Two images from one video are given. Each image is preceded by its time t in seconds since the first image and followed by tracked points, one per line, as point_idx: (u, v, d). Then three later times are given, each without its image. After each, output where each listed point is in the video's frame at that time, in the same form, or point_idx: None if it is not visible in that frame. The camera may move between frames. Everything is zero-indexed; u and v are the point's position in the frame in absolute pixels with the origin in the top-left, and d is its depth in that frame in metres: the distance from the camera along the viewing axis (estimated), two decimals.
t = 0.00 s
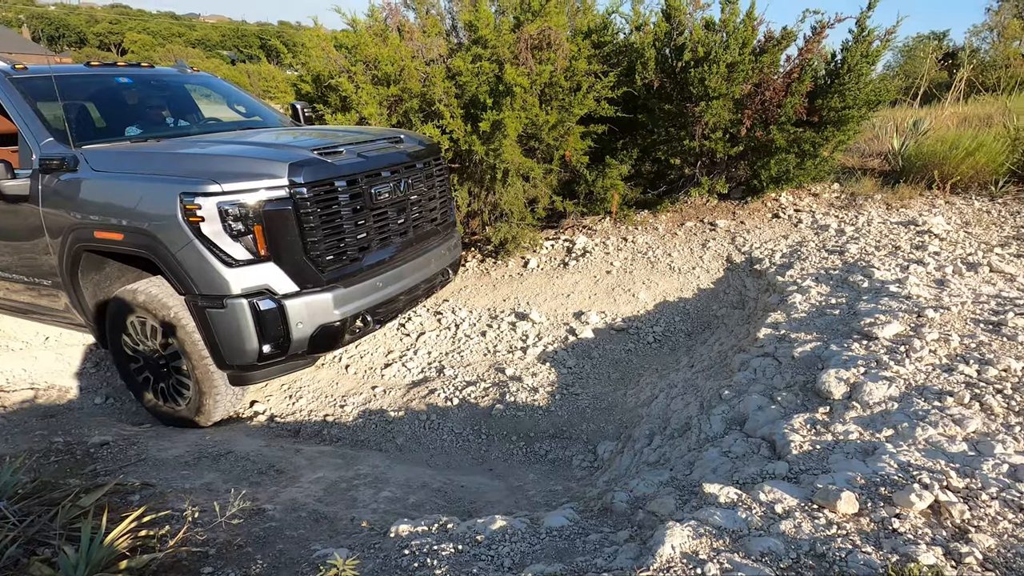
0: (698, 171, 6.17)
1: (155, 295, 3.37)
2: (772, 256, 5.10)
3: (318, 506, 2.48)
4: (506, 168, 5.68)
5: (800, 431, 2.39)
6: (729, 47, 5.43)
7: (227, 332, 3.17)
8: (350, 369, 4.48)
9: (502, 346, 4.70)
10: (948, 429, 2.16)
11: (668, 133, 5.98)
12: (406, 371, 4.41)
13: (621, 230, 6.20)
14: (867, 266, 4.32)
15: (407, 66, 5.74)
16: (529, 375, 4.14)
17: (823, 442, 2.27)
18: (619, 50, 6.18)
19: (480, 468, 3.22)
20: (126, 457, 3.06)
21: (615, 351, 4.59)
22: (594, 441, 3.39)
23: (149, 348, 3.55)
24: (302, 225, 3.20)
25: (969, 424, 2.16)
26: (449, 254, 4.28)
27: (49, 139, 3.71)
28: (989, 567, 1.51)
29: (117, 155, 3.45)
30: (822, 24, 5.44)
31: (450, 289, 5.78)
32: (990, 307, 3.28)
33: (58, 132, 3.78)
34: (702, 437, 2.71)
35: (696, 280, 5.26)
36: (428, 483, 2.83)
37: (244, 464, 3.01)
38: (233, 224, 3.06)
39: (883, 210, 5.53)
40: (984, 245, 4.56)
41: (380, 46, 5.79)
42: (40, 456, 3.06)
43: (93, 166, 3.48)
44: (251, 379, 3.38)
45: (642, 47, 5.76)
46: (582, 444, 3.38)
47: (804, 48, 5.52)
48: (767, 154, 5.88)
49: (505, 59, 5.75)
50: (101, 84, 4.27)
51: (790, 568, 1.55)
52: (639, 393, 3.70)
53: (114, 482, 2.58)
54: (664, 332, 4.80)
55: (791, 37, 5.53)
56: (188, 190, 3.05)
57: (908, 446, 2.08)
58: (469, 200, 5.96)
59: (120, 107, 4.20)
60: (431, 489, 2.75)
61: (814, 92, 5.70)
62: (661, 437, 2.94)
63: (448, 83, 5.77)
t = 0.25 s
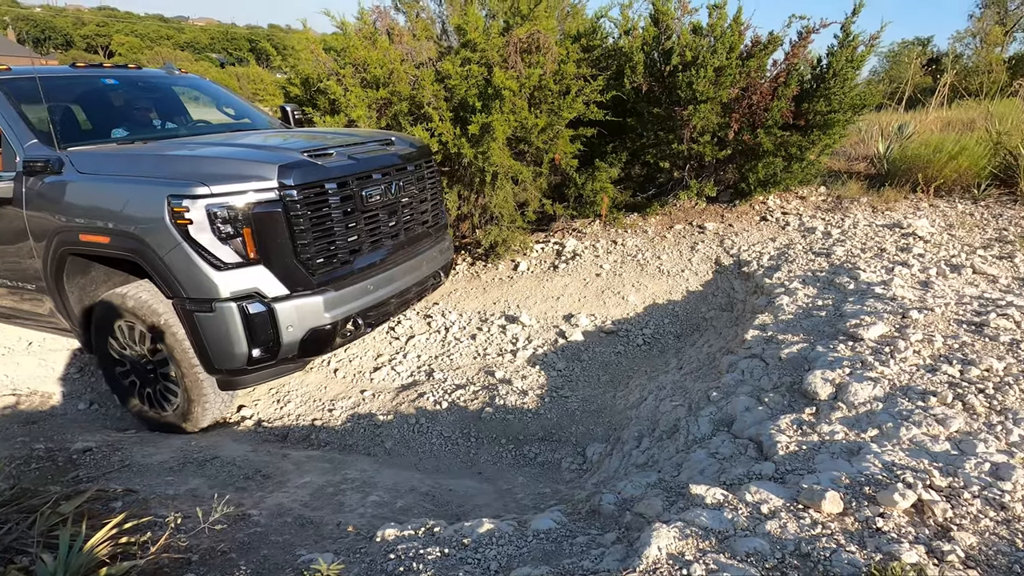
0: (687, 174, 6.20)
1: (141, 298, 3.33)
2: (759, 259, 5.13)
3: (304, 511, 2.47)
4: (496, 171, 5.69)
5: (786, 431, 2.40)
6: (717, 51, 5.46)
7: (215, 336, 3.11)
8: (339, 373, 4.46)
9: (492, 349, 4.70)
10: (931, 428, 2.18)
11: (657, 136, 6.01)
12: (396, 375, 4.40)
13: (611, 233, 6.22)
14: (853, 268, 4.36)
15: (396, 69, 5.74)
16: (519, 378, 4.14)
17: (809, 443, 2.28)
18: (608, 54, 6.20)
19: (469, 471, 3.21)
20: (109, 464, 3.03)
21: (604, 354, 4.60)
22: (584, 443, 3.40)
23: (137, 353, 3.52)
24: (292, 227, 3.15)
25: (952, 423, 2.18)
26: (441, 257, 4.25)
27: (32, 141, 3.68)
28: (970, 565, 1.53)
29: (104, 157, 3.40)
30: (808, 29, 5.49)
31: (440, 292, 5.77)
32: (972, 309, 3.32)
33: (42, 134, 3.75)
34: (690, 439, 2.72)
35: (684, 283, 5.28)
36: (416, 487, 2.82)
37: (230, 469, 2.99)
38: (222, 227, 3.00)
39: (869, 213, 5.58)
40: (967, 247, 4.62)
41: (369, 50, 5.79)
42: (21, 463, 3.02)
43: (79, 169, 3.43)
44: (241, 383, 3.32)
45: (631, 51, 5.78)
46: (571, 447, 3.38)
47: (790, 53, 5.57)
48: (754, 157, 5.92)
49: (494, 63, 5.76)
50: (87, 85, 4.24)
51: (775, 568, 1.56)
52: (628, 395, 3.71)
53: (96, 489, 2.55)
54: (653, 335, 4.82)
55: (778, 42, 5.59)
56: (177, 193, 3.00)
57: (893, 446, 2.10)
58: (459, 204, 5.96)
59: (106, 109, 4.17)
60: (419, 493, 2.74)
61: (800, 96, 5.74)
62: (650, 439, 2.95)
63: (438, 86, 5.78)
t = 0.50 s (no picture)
0: (675, 179, 6.24)
1: (132, 304, 3.30)
2: (748, 263, 5.17)
3: (292, 518, 2.47)
4: (486, 176, 5.71)
5: (772, 434, 2.43)
6: (705, 57, 5.51)
7: (208, 342, 3.08)
8: (329, 379, 4.46)
9: (482, 354, 4.71)
10: (914, 430, 2.22)
11: (646, 141, 6.05)
12: (386, 380, 4.40)
13: (601, 237, 6.25)
14: (839, 272, 4.41)
15: (386, 74, 5.76)
16: (509, 382, 4.15)
17: (795, 445, 2.31)
18: (597, 60, 6.25)
19: (459, 476, 3.22)
20: (95, 472, 3.01)
21: (594, 358, 4.62)
22: (573, 448, 3.41)
23: (127, 360, 3.49)
24: (286, 232, 3.13)
25: (934, 425, 2.22)
26: (435, 261, 4.25)
27: (21, 145, 3.67)
28: (950, 565, 1.56)
29: (94, 162, 3.37)
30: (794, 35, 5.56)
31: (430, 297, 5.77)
32: (955, 312, 3.37)
33: (31, 138, 3.74)
34: (678, 442, 2.74)
35: (674, 287, 5.31)
36: (405, 492, 2.83)
37: (218, 476, 2.98)
38: (215, 232, 2.97)
39: (855, 217, 5.64)
40: (950, 251, 4.68)
41: (359, 55, 5.80)
42: (5, 472, 3.00)
43: (68, 173, 3.39)
44: (233, 389, 3.30)
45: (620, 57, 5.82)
46: (561, 451, 3.39)
47: (776, 60, 5.64)
48: (742, 161, 5.98)
49: (484, 68, 5.79)
50: (76, 89, 4.23)
51: (759, 570, 1.58)
52: (618, 399, 3.73)
53: (82, 497, 2.54)
54: (643, 338, 4.84)
55: (764, 48, 5.65)
56: (168, 198, 2.96)
57: (876, 447, 2.13)
58: (449, 208, 5.97)
59: (95, 113, 4.16)
60: (409, 499, 2.75)
61: (787, 101, 5.81)
62: (639, 442, 2.97)
63: (428, 91, 5.80)
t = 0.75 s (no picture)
0: (666, 182, 6.28)
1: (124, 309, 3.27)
2: (738, 265, 5.21)
3: (283, 524, 2.47)
4: (478, 180, 5.72)
5: (761, 435, 2.45)
6: (694, 61, 5.55)
7: (203, 347, 3.06)
8: (320, 384, 4.45)
9: (474, 357, 4.71)
10: (901, 431, 2.25)
11: (637, 145, 6.09)
12: (378, 385, 4.40)
13: (592, 240, 6.27)
14: (827, 274, 4.45)
15: (377, 79, 5.77)
16: (501, 386, 4.16)
17: (784, 446, 2.33)
18: (587, 65, 6.29)
19: (450, 480, 3.22)
20: (82, 480, 2.99)
21: (586, 361, 4.63)
22: (565, 451, 3.42)
23: (120, 366, 3.45)
24: (281, 236, 3.12)
25: (920, 425, 2.25)
26: (431, 265, 4.25)
27: (12, 149, 3.67)
28: (935, 563, 1.58)
29: (87, 165, 3.35)
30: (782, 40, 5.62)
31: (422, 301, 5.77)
32: (941, 313, 3.42)
33: (21, 142, 3.73)
34: (669, 444, 2.76)
35: (665, 289, 5.34)
36: (397, 497, 2.83)
37: (207, 483, 2.97)
38: (210, 236, 2.96)
39: (843, 220, 5.69)
40: (936, 253, 4.73)
41: (349, 59, 5.81)
42: None
43: (60, 177, 3.37)
44: (229, 395, 3.28)
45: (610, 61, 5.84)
46: (552, 454, 3.40)
47: (764, 65, 5.70)
48: (732, 165, 6.02)
49: (475, 72, 5.81)
50: (67, 92, 4.19)
51: (749, 571, 1.59)
52: (609, 402, 3.75)
53: (69, 505, 2.52)
54: (635, 341, 4.86)
55: (752, 53, 5.71)
56: (162, 201, 2.95)
57: (864, 448, 2.16)
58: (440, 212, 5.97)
59: (87, 116, 4.12)
60: (400, 503, 2.75)
61: (775, 106, 5.86)
62: (630, 445, 2.98)
63: (419, 95, 5.81)
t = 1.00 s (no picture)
0: (657, 185, 6.30)
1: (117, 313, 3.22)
2: (729, 268, 5.23)
3: (273, 531, 2.46)
4: (470, 184, 5.72)
5: (752, 437, 2.46)
6: (684, 65, 5.58)
7: (199, 350, 3.00)
8: (311, 389, 4.43)
9: (467, 361, 4.71)
10: (889, 432, 2.27)
11: (628, 148, 6.11)
12: (369, 390, 4.38)
13: (584, 243, 6.29)
14: (817, 276, 4.48)
15: (368, 83, 5.77)
16: (494, 390, 4.16)
17: (775, 448, 2.35)
18: (578, 68, 6.30)
19: (442, 485, 3.21)
20: (69, 488, 2.96)
21: (579, 364, 4.64)
22: (557, 454, 3.42)
23: (116, 370, 3.42)
24: (279, 238, 3.09)
25: (908, 426, 2.27)
26: (428, 268, 4.24)
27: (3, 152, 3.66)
28: (924, 564, 1.60)
29: (82, 168, 3.32)
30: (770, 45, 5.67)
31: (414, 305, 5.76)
32: (928, 315, 3.45)
33: (13, 145, 3.71)
34: (661, 447, 2.77)
35: (657, 292, 5.36)
36: (389, 503, 2.82)
37: (196, 490, 2.95)
38: (206, 238, 2.91)
39: (832, 222, 5.73)
40: (923, 254, 4.78)
41: (340, 62, 5.81)
42: None
43: (53, 180, 3.33)
44: (224, 401, 3.20)
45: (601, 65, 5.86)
46: (545, 458, 3.39)
47: (753, 69, 5.74)
48: (722, 168, 6.05)
49: (467, 76, 5.82)
50: (59, 95, 4.18)
51: (740, 573, 1.60)
52: (601, 405, 3.75)
53: (54, 515, 2.49)
54: (627, 344, 4.87)
55: (741, 57, 5.76)
56: (158, 203, 2.90)
57: (853, 450, 2.19)
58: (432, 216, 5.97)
59: (79, 120, 4.09)
60: (392, 509, 2.74)
61: (765, 109, 5.89)
62: (623, 447, 2.98)
63: (410, 99, 5.81)
